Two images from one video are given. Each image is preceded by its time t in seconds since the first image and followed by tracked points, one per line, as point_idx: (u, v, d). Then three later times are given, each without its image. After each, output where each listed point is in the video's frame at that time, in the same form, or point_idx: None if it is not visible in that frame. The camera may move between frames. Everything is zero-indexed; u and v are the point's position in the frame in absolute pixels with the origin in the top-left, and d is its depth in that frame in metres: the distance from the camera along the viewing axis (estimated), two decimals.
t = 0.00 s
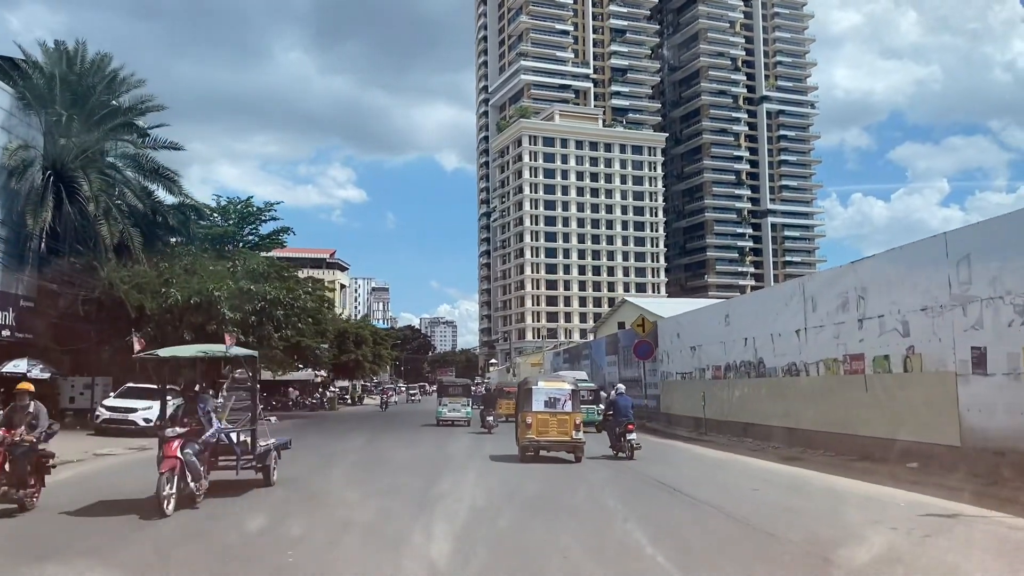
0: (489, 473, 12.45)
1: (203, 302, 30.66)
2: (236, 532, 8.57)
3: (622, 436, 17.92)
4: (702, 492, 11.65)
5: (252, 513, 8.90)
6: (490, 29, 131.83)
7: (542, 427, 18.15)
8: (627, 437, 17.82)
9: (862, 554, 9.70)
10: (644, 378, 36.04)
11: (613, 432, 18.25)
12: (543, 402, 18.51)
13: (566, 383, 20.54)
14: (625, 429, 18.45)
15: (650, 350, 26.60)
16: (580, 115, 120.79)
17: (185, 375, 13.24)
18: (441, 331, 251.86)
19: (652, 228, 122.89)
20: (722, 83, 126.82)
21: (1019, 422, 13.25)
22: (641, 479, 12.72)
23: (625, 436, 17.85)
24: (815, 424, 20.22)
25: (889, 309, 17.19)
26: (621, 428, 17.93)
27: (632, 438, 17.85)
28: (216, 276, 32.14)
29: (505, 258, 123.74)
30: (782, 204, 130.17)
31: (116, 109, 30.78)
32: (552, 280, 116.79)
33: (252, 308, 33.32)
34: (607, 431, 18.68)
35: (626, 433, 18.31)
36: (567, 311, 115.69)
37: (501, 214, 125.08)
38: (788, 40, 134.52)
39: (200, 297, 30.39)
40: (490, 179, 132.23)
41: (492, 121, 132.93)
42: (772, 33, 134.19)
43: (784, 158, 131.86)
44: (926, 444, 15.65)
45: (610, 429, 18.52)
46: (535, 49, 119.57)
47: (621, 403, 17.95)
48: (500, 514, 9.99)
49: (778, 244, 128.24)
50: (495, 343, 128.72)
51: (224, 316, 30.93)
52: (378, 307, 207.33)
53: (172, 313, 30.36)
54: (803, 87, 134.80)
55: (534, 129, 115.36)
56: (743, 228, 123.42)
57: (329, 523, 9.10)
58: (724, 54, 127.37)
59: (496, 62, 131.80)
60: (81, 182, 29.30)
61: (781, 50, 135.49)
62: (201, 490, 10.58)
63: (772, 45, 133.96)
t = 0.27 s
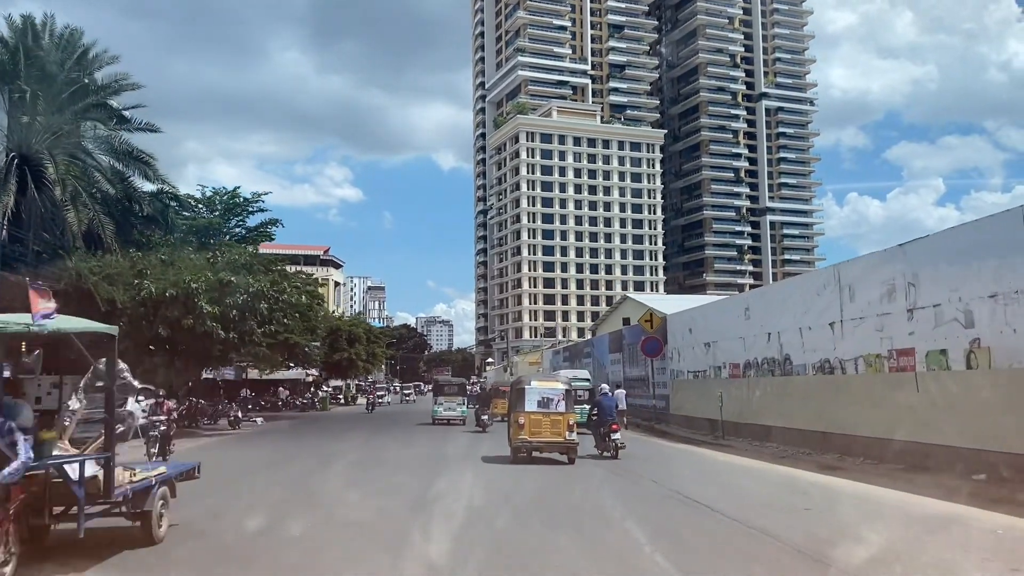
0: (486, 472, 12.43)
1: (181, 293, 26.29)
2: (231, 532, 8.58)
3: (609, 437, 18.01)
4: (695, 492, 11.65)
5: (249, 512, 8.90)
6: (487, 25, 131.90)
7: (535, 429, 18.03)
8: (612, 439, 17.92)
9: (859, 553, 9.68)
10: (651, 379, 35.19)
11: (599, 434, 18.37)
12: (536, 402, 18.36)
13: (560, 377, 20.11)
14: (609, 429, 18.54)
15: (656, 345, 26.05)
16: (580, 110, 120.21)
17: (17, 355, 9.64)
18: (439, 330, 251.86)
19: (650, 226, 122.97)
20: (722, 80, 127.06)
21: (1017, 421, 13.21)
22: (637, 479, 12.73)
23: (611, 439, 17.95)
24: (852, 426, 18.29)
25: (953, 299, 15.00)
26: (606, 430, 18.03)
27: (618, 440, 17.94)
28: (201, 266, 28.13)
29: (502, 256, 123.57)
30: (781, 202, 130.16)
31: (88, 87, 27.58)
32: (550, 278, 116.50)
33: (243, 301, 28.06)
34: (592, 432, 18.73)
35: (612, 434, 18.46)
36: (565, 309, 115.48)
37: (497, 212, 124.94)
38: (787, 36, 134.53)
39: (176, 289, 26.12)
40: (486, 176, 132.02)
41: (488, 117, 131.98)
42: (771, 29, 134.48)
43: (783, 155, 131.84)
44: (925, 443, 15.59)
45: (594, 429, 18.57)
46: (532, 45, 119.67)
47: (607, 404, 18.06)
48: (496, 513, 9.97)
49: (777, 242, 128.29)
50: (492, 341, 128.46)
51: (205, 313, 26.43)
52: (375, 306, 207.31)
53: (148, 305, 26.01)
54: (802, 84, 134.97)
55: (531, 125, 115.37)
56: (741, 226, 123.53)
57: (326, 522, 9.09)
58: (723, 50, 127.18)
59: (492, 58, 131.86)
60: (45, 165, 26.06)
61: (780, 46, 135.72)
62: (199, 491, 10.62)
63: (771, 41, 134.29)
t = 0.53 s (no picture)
0: (483, 471, 12.41)
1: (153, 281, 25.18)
2: (228, 532, 8.58)
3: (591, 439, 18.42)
4: (691, 491, 11.65)
5: (246, 512, 8.89)
6: (484, 25, 131.88)
7: (528, 430, 17.92)
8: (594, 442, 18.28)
9: (854, 553, 9.69)
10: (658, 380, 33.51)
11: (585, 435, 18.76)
12: (530, 404, 18.24)
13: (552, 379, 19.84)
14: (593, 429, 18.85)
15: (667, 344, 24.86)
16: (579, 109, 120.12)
17: None
18: (433, 331, 251.74)
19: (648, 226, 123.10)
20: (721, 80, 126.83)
21: (1011, 422, 13.21)
22: (632, 479, 12.71)
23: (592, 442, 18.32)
24: (863, 431, 17.66)
25: (1018, 290, 13.17)
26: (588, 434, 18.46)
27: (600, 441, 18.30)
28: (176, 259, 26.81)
29: (499, 256, 123.48)
30: (780, 202, 130.20)
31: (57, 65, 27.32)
32: (547, 278, 116.47)
33: (222, 296, 26.83)
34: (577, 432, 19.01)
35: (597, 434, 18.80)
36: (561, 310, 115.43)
37: (494, 212, 124.82)
38: (786, 36, 134.77)
39: (149, 282, 24.92)
40: (483, 176, 131.82)
41: (485, 117, 131.68)
42: (770, 28, 134.74)
43: (782, 156, 131.80)
44: (920, 444, 15.57)
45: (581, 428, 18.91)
46: (529, 44, 119.66)
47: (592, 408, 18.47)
48: (491, 513, 9.96)
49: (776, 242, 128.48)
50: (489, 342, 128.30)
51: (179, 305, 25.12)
52: (371, 307, 207.10)
53: (117, 297, 25.09)
54: (801, 84, 135.22)
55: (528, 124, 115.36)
56: (740, 227, 123.67)
57: (322, 523, 9.09)
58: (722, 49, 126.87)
59: (489, 58, 131.73)
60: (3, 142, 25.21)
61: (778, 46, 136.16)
62: (192, 489, 10.64)
63: (770, 40, 134.62)
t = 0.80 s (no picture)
0: (480, 469, 12.37)
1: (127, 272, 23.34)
2: (225, 530, 8.56)
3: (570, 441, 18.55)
4: (686, 489, 11.64)
5: (243, 510, 8.87)
6: (483, 23, 131.80)
7: (524, 432, 17.95)
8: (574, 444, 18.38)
9: (850, 549, 9.67)
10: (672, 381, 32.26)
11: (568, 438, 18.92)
12: (525, 405, 18.22)
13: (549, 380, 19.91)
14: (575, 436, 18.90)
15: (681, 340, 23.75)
16: (578, 107, 120.28)
17: None
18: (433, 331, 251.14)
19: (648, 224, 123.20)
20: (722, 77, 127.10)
21: (1010, 419, 13.16)
22: (629, 477, 12.68)
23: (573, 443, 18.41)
24: (865, 428, 17.45)
25: None
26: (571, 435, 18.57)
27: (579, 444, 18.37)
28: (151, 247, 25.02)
29: (499, 255, 123.38)
30: (782, 201, 129.99)
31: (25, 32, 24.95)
32: (547, 278, 116.41)
33: (204, 288, 25.04)
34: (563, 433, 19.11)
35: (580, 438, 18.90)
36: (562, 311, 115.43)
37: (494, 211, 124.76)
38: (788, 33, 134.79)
39: (119, 272, 23.19)
40: (482, 175, 131.67)
41: (485, 115, 132.03)
42: (772, 26, 134.75)
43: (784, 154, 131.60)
44: (919, 442, 15.52)
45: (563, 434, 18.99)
46: (529, 41, 119.35)
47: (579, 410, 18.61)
48: (488, 512, 9.92)
49: (777, 241, 128.46)
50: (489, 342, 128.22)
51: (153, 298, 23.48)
52: (370, 307, 206.57)
53: (85, 290, 23.28)
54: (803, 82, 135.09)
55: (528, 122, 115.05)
56: (741, 226, 123.75)
57: (317, 520, 9.07)
58: (722, 47, 127.11)
59: (488, 55, 131.58)
60: None
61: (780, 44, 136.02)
62: (189, 487, 10.60)
63: (772, 37, 134.54)
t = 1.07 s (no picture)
0: (478, 472, 12.37)
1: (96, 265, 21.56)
2: (223, 532, 8.58)
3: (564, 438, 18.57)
4: (684, 490, 11.65)
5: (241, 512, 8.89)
6: (485, 20, 131.69)
7: (523, 433, 17.92)
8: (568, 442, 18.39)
9: (848, 551, 9.68)
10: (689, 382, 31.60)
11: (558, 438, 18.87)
12: (524, 407, 18.17)
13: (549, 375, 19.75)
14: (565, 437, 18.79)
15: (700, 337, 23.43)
16: (580, 104, 120.22)
17: None
18: (433, 330, 250.97)
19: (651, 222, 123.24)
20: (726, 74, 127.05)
21: (1007, 421, 13.18)
22: (628, 479, 12.69)
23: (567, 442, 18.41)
24: (866, 428, 17.38)
25: None
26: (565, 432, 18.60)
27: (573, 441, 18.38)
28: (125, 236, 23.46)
29: (501, 253, 123.28)
30: (786, 198, 129.91)
31: None
32: (551, 277, 116.34)
33: (181, 279, 23.82)
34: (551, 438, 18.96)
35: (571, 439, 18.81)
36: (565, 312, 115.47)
37: (496, 208, 124.65)
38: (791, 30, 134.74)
39: (89, 261, 21.37)
40: (484, 172, 131.49)
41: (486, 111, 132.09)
42: (776, 22, 134.73)
43: (788, 152, 131.45)
44: (918, 445, 15.49)
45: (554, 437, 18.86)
46: (531, 37, 119.17)
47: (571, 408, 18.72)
48: (485, 514, 9.94)
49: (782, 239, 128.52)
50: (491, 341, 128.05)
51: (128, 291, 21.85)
52: (371, 306, 206.56)
53: (53, 281, 21.36)
54: (807, 78, 134.95)
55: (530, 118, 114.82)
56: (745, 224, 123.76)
57: (315, 521, 9.10)
58: (726, 43, 127.12)
59: (490, 52, 131.48)
60: None
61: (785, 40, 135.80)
62: (188, 490, 10.62)
63: (776, 34, 134.50)
